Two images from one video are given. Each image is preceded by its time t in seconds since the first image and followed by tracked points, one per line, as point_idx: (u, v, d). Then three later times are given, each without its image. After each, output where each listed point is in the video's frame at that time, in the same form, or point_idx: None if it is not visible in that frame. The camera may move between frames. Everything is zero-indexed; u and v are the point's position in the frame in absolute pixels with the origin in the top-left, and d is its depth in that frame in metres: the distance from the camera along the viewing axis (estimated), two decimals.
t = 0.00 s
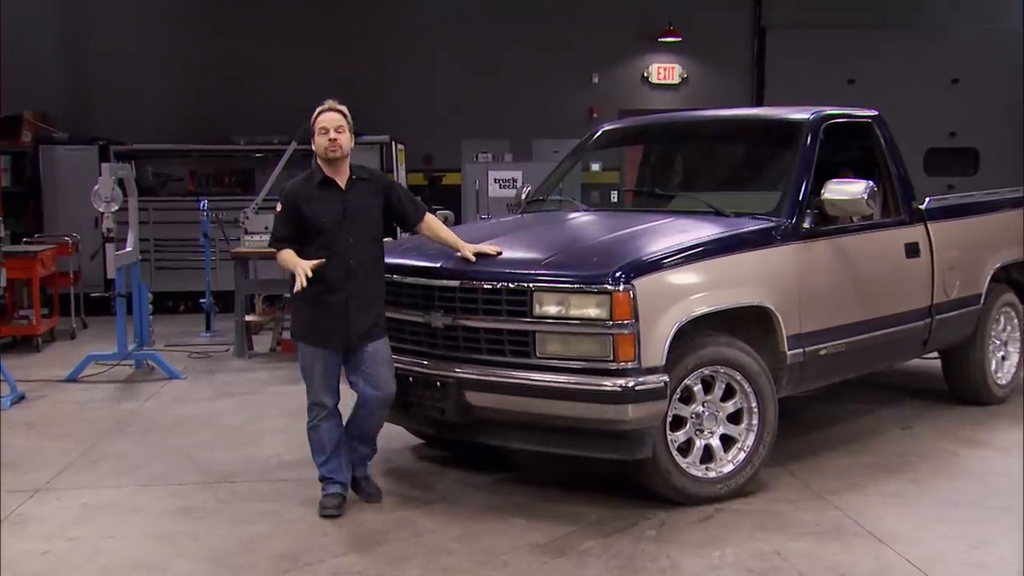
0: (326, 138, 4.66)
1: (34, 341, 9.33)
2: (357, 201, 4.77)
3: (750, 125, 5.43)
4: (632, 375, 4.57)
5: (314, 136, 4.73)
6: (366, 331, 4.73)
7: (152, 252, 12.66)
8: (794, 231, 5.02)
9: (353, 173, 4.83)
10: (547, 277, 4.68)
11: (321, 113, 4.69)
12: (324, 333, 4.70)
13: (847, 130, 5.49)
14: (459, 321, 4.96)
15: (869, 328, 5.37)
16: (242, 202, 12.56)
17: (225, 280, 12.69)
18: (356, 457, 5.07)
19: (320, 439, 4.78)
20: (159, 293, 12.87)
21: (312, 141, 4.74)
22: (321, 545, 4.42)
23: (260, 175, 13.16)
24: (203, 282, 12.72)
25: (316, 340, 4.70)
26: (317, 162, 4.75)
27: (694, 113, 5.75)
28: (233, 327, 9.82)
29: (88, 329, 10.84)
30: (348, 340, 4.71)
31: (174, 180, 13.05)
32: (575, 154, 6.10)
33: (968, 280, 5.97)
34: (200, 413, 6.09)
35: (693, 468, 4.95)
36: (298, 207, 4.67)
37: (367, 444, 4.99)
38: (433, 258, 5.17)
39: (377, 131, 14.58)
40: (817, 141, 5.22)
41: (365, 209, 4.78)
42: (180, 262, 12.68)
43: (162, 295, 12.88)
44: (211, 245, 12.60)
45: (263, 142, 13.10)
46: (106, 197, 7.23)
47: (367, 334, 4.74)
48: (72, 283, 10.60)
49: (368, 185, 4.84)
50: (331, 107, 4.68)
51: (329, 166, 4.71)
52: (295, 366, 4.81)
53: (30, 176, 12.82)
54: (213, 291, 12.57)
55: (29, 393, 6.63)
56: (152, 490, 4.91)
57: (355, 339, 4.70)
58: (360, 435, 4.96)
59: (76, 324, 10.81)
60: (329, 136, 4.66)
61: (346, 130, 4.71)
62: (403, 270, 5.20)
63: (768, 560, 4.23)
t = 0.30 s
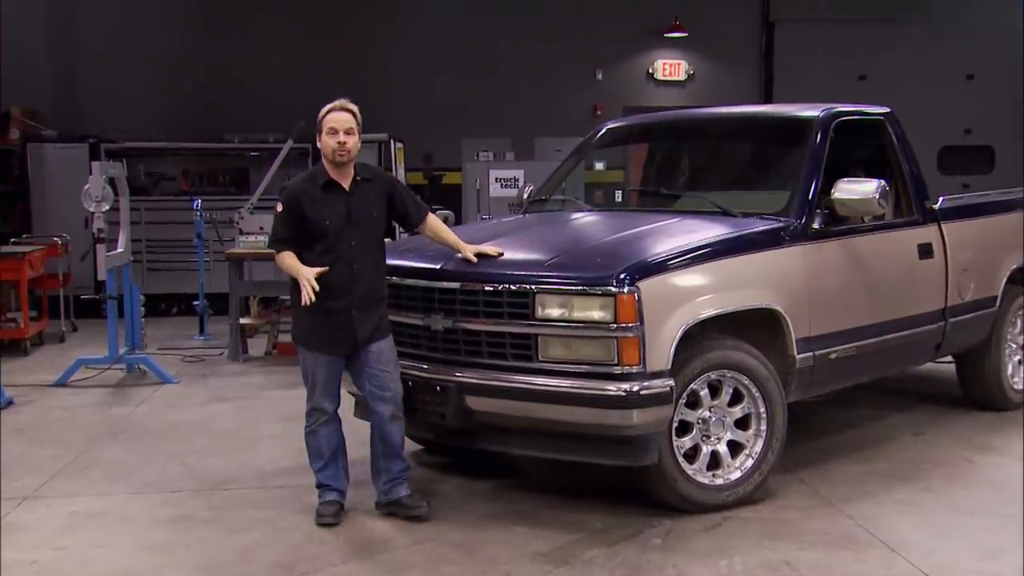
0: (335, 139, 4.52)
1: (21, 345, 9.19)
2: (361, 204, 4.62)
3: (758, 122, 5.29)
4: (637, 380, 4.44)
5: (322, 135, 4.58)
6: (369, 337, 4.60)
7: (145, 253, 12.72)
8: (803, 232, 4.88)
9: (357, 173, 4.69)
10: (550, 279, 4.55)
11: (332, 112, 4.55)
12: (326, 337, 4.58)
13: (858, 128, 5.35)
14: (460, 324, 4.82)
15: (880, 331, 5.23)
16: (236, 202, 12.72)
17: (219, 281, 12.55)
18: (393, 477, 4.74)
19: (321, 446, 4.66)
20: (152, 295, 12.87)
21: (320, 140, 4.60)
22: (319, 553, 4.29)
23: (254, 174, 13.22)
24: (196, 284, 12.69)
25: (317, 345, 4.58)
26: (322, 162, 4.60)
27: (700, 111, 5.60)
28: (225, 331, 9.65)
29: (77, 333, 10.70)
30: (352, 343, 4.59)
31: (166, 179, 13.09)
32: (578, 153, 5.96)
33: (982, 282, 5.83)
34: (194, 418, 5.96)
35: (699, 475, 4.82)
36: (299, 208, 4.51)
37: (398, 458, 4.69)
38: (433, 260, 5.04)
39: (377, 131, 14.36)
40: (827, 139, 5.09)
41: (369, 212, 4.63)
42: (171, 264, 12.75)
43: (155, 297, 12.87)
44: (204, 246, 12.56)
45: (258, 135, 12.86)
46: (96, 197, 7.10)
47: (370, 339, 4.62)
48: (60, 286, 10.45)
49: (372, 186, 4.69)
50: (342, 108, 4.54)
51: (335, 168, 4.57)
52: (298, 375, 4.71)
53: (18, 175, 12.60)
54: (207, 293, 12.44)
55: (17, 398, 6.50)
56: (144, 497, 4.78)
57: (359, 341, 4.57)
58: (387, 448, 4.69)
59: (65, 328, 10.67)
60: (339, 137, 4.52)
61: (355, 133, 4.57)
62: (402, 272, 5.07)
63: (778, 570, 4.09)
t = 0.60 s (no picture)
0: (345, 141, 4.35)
1: (7, 349, 9.05)
2: (372, 204, 4.48)
3: (765, 120, 5.16)
4: (641, 384, 4.31)
5: (331, 134, 4.41)
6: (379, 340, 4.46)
7: (135, 254, 12.43)
8: (811, 232, 4.75)
9: (367, 171, 4.53)
10: (552, 280, 4.43)
11: (342, 111, 4.36)
12: (333, 341, 4.44)
13: (868, 126, 5.21)
14: (458, 327, 4.70)
15: (890, 334, 5.10)
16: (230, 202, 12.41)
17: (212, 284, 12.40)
18: (385, 490, 4.60)
19: (324, 452, 4.52)
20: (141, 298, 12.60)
21: (328, 138, 4.42)
22: (314, 563, 4.16)
23: (249, 173, 12.91)
24: (188, 286, 12.47)
25: (323, 348, 4.44)
26: (331, 161, 4.44)
27: (706, 108, 5.47)
28: (220, 334, 9.49)
29: (65, 336, 10.55)
30: (359, 348, 4.45)
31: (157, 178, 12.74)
32: (580, 151, 5.83)
33: (996, 285, 5.70)
34: (185, 424, 5.83)
35: (705, 482, 4.68)
36: (309, 208, 4.37)
37: (389, 470, 4.56)
38: (431, 261, 4.92)
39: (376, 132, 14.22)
40: (836, 138, 4.95)
41: (380, 213, 4.50)
42: (163, 265, 12.49)
43: (145, 300, 12.60)
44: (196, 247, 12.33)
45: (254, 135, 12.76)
46: (85, 196, 6.98)
47: (381, 343, 4.47)
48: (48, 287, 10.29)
49: (383, 184, 4.55)
50: (353, 107, 4.35)
51: (345, 168, 4.42)
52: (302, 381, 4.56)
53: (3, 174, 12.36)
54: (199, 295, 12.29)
55: (4, 404, 6.37)
56: (133, 506, 4.65)
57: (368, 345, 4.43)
58: (377, 460, 4.56)
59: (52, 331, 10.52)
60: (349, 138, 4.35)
61: (366, 133, 4.40)
62: (399, 274, 4.95)
63: None
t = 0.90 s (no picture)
0: (358, 139, 4.22)
1: None
2: (384, 203, 4.36)
3: (772, 118, 5.02)
4: (645, 390, 4.18)
5: (342, 132, 4.27)
6: (393, 344, 4.33)
7: (125, 257, 12.25)
8: (820, 234, 4.62)
9: (380, 171, 4.40)
10: (555, 283, 4.30)
11: (354, 108, 4.22)
12: (344, 345, 4.29)
13: (879, 124, 5.06)
14: (457, 332, 4.57)
15: (901, 339, 4.97)
16: (221, 202, 12.23)
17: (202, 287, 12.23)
18: (383, 498, 4.47)
19: (331, 460, 4.38)
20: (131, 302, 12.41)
21: (340, 137, 4.28)
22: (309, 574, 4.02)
23: (241, 173, 12.82)
24: (179, 290, 12.27)
25: (331, 352, 4.30)
26: (342, 160, 4.30)
27: (712, 106, 5.32)
28: (211, 338, 9.34)
29: (51, 341, 10.40)
30: (370, 353, 4.30)
31: (147, 178, 12.66)
32: (583, 150, 5.70)
33: (1010, 288, 5.58)
34: (176, 431, 5.69)
35: (710, 490, 4.56)
36: (320, 207, 4.23)
37: (389, 478, 4.43)
38: (429, 263, 4.80)
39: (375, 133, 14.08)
40: (846, 136, 4.81)
41: (392, 213, 4.37)
42: (151, 266, 12.29)
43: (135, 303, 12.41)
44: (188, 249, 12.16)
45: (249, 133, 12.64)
46: (72, 197, 6.85)
47: (393, 348, 4.34)
48: (34, 291, 10.13)
49: (396, 183, 4.43)
50: (366, 104, 4.22)
51: (357, 167, 4.28)
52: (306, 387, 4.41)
53: None
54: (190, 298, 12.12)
55: None
56: (123, 514, 4.52)
57: (379, 350, 4.29)
58: (377, 467, 4.44)
59: (39, 336, 10.37)
60: (361, 137, 4.22)
61: (378, 131, 4.27)
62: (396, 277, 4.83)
63: None
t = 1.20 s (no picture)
0: (371, 133, 4.13)
1: None
2: (396, 205, 4.23)
3: (780, 116, 4.90)
4: (649, 396, 4.06)
5: (356, 130, 4.19)
6: (399, 351, 4.20)
7: (114, 259, 12.12)
8: (829, 235, 4.50)
9: (393, 174, 4.28)
10: (556, 286, 4.18)
11: (367, 104, 4.16)
12: (347, 348, 4.17)
13: (889, 122, 4.93)
14: (455, 336, 4.45)
15: (911, 343, 4.84)
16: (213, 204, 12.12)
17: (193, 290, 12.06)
18: (380, 507, 4.35)
19: (328, 466, 4.24)
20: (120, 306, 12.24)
21: (353, 135, 4.20)
22: None
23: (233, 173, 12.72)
24: (170, 293, 12.14)
25: (333, 354, 4.17)
26: (355, 160, 4.20)
27: (717, 105, 5.20)
28: (203, 343, 9.21)
29: (38, 346, 10.27)
30: (374, 358, 4.20)
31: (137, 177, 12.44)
32: (584, 150, 5.58)
33: None
34: (167, 438, 5.57)
35: (716, 499, 4.42)
36: (331, 207, 4.13)
37: (387, 486, 4.31)
38: (427, 266, 4.68)
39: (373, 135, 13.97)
40: (855, 135, 4.69)
41: (405, 216, 4.24)
42: (142, 268, 12.16)
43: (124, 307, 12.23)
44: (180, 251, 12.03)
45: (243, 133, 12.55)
46: (59, 197, 6.72)
47: (398, 355, 4.22)
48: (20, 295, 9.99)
49: (411, 185, 4.30)
50: (380, 99, 4.17)
51: (370, 165, 4.17)
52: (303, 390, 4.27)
53: None
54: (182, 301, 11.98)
55: None
56: (112, 524, 4.39)
57: (383, 356, 4.18)
58: (376, 475, 4.32)
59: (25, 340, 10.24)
60: (373, 131, 4.13)
61: (392, 127, 4.18)
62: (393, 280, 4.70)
63: None
